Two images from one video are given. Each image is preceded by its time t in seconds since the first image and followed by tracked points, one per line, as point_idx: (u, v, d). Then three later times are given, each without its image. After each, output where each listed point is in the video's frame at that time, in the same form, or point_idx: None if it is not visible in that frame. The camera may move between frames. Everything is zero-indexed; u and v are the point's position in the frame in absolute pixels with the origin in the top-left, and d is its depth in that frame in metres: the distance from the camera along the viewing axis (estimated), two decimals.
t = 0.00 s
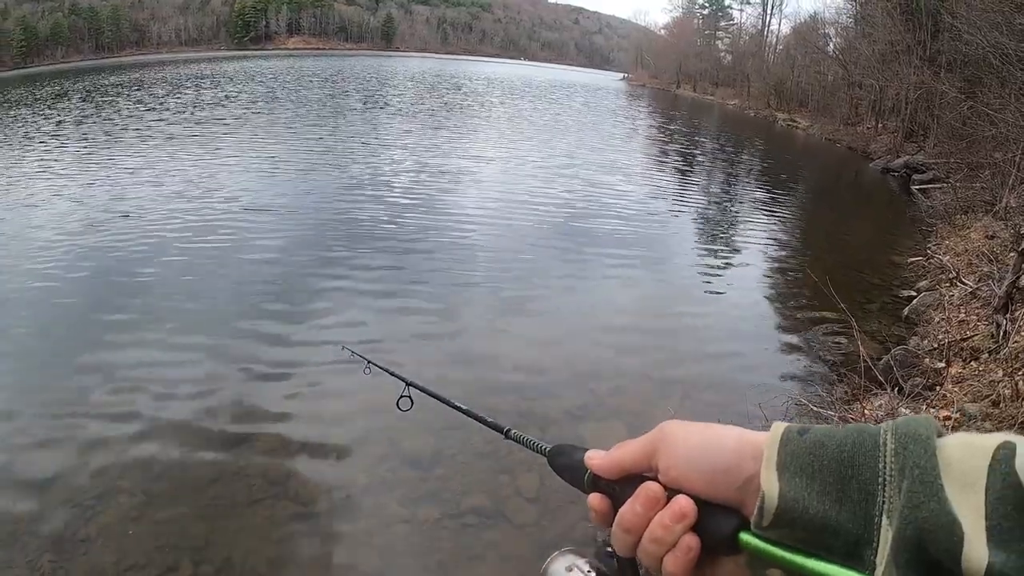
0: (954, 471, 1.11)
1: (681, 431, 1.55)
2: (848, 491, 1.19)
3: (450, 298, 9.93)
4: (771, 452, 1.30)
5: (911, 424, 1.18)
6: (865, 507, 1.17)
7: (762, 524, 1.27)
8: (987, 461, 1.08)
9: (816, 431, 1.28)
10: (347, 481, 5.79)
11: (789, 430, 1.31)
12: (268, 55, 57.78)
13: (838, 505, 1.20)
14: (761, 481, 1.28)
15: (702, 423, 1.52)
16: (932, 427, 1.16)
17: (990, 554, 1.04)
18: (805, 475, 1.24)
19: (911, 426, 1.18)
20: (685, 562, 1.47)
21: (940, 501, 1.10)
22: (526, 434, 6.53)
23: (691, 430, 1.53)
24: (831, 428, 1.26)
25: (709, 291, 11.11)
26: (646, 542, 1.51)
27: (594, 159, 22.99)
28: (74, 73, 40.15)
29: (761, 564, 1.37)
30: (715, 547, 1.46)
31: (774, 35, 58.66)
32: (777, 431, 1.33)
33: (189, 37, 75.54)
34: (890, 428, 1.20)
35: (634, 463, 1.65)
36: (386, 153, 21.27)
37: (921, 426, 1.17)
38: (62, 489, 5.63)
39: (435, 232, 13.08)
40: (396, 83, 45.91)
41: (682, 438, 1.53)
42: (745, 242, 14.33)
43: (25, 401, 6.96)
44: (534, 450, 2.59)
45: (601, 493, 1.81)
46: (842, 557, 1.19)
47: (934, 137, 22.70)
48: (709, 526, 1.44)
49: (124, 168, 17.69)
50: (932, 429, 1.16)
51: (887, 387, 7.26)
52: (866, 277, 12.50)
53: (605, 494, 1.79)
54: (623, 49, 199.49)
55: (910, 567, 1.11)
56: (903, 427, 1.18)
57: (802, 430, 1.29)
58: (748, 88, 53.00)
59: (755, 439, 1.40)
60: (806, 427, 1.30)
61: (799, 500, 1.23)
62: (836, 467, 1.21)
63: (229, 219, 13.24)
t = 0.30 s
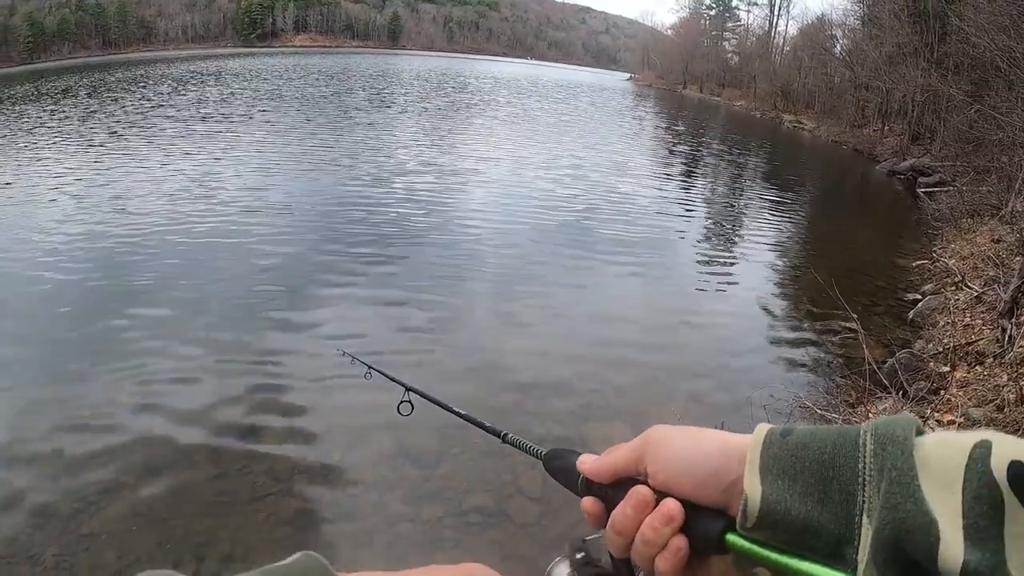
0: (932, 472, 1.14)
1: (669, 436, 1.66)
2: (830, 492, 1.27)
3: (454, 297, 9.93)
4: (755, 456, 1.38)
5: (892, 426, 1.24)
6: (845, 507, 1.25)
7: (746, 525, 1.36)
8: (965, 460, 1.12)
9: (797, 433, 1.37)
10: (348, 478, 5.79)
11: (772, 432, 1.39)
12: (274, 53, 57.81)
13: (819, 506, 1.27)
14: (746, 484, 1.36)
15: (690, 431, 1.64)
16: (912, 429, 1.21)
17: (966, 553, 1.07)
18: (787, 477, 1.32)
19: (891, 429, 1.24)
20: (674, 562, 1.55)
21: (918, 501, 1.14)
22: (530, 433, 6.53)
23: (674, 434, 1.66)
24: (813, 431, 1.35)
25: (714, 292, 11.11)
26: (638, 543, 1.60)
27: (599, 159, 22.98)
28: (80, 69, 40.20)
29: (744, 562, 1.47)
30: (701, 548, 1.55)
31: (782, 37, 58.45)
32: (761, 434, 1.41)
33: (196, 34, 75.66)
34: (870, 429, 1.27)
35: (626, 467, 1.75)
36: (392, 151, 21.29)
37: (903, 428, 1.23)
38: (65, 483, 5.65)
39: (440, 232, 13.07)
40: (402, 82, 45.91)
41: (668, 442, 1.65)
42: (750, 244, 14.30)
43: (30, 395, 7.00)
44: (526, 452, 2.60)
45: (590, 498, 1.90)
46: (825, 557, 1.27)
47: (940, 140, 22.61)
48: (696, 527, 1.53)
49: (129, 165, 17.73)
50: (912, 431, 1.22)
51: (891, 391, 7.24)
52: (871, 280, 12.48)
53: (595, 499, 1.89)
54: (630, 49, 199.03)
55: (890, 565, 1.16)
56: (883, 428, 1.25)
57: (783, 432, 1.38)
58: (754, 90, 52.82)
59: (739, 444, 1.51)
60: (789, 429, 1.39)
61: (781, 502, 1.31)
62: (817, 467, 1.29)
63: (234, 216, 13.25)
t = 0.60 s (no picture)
0: (937, 486, 1.10)
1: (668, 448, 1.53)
2: (833, 507, 1.19)
3: (456, 297, 9.91)
4: (756, 469, 1.28)
5: (897, 439, 1.17)
6: (850, 523, 1.16)
7: (746, 540, 1.27)
8: (971, 476, 1.08)
9: (800, 446, 1.26)
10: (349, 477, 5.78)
11: (774, 447, 1.29)
12: (278, 51, 57.85)
13: (822, 521, 1.19)
14: (746, 498, 1.27)
15: (691, 443, 1.50)
16: (916, 442, 1.16)
17: (972, 569, 1.04)
18: (790, 492, 1.23)
19: (894, 442, 1.17)
20: None
21: (922, 516, 1.10)
22: (531, 433, 6.53)
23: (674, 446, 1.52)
24: (817, 444, 1.25)
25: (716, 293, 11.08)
26: (637, 560, 1.47)
27: (601, 159, 22.99)
28: (84, 67, 40.26)
29: None
30: (702, 564, 1.43)
31: (785, 38, 58.45)
32: (762, 449, 1.31)
33: (200, 33, 75.77)
34: (874, 444, 1.20)
35: (624, 480, 1.62)
36: (394, 150, 21.31)
37: (906, 442, 1.17)
38: (68, 479, 5.65)
39: (442, 231, 13.06)
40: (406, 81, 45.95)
41: (667, 454, 1.51)
42: (753, 245, 14.28)
43: (31, 392, 7.01)
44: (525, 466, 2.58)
45: (591, 511, 1.79)
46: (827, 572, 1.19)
47: (944, 142, 22.57)
48: (697, 542, 1.41)
49: (132, 163, 17.76)
50: (916, 444, 1.16)
51: (893, 392, 7.22)
52: (873, 281, 12.46)
53: (596, 512, 1.77)
54: (633, 49, 198.97)
55: None
56: (887, 443, 1.18)
57: (784, 446, 1.28)
58: (757, 90, 52.83)
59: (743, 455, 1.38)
60: (791, 442, 1.28)
61: (784, 517, 1.22)
62: (821, 482, 1.21)
63: (237, 215, 13.25)
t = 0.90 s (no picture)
0: (906, 488, 1.01)
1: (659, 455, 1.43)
2: (807, 509, 1.11)
3: (458, 297, 9.91)
4: (735, 476, 1.22)
5: (867, 442, 1.09)
6: (822, 526, 1.09)
7: (727, 543, 1.21)
8: (939, 476, 0.98)
9: (779, 449, 1.19)
10: (351, 476, 5.79)
11: (753, 451, 1.22)
12: (281, 50, 57.92)
13: (796, 522, 1.12)
14: (724, 502, 1.21)
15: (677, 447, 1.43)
16: (886, 442, 1.07)
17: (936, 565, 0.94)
18: (767, 495, 1.16)
19: (865, 444, 1.08)
20: None
21: (889, 517, 1.01)
22: (533, 432, 6.53)
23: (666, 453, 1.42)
24: (793, 447, 1.17)
25: (719, 293, 11.07)
26: (628, 565, 1.42)
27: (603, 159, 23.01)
28: (88, 65, 40.36)
29: None
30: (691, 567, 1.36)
31: (789, 38, 58.44)
32: (742, 453, 1.23)
33: (203, 31, 75.82)
34: (846, 446, 1.11)
35: (613, 485, 1.56)
36: (396, 149, 21.35)
37: (878, 443, 1.08)
38: (71, 475, 5.67)
39: (445, 231, 13.05)
40: (409, 80, 45.97)
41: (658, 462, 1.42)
42: (756, 245, 14.26)
43: (34, 389, 7.03)
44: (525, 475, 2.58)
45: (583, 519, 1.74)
46: None
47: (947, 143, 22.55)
48: (685, 544, 1.35)
49: (136, 161, 17.81)
50: (888, 445, 1.07)
51: (894, 393, 7.19)
52: (876, 282, 12.45)
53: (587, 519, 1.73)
54: (636, 49, 198.85)
55: None
56: (859, 446, 1.09)
57: (763, 450, 1.20)
58: (761, 91, 52.85)
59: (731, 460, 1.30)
60: (771, 446, 1.20)
61: (761, 520, 1.15)
62: (795, 486, 1.13)
63: (240, 213, 13.26)
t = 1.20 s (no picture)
0: (848, 530, 0.98)
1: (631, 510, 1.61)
2: (760, 552, 1.08)
3: (460, 295, 9.91)
4: (694, 527, 1.24)
5: (813, 490, 1.07)
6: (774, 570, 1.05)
7: None
8: (879, 518, 0.95)
9: (735, 500, 1.20)
10: (352, 473, 5.80)
11: (713, 503, 1.23)
12: (284, 48, 57.93)
13: (750, 566, 1.08)
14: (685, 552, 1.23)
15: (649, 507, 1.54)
16: (829, 488, 1.06)
17: None
18: (722, 543, 1.15)
19: (810, 492, 1.07)
20: None
21: (829, 558, 0.97)
22: (535, 430, 6.55)
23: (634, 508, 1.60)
24: (746, 496, 1.17)
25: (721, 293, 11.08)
26: None
27: (606, 159, 23.01)
28: (90, 63, 40.37)
29: None
30: None
31: (792, 39, 58.35)
32: (703, 506, 1.26)
33: (205, 29, 75.76)
34: (795, 495, 1.09)
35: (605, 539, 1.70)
36: (399, 148, 21.36)
37: (824, 491, 1.06)
38: (75, 470, 5.70)
39: (447, 230, 13.06)
40: (412, 78, 46.01)
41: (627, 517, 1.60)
42: (758, 245, 14.26)
43: (37, 385, 7.06)
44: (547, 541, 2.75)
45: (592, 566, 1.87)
46: None
47: (950, 144, 22.52)
48: None
49: (138, 158, 17.83)
50: (833, 492, 1.06)
51: (897, 394, 7.19)
52: (879, 283, 12.44)
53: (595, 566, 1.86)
54: (638, 49, 198.49)
55: None
56: (806, 494, 1.08)
57: (722, 500, 1.21)
58: (764, 91, 52.78)
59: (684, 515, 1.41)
60: (729, 497, 1.22)
61: (717, 566, 1.14)
62: (747, 532, 1.11)
63: (243, 212, 13.28)
